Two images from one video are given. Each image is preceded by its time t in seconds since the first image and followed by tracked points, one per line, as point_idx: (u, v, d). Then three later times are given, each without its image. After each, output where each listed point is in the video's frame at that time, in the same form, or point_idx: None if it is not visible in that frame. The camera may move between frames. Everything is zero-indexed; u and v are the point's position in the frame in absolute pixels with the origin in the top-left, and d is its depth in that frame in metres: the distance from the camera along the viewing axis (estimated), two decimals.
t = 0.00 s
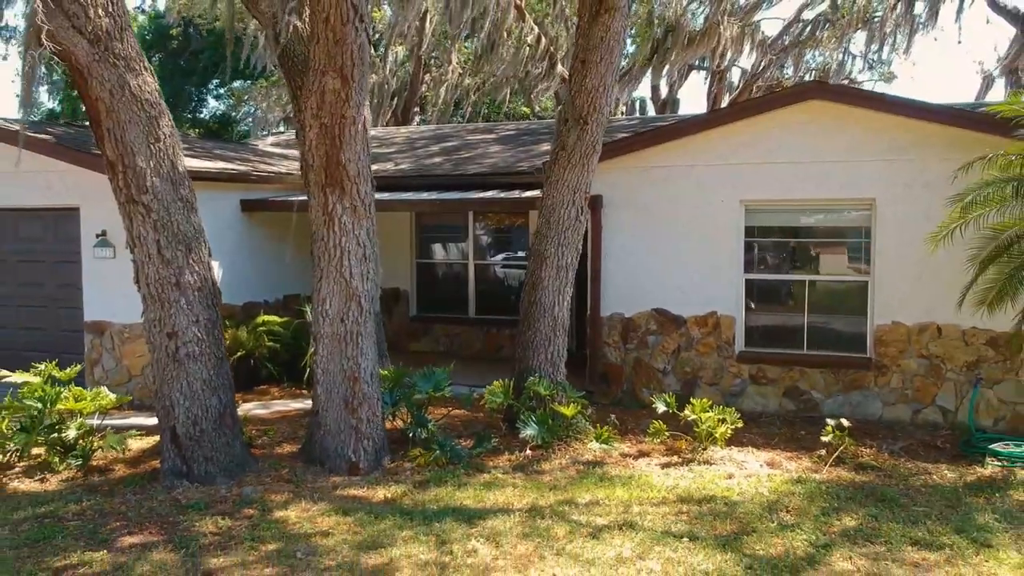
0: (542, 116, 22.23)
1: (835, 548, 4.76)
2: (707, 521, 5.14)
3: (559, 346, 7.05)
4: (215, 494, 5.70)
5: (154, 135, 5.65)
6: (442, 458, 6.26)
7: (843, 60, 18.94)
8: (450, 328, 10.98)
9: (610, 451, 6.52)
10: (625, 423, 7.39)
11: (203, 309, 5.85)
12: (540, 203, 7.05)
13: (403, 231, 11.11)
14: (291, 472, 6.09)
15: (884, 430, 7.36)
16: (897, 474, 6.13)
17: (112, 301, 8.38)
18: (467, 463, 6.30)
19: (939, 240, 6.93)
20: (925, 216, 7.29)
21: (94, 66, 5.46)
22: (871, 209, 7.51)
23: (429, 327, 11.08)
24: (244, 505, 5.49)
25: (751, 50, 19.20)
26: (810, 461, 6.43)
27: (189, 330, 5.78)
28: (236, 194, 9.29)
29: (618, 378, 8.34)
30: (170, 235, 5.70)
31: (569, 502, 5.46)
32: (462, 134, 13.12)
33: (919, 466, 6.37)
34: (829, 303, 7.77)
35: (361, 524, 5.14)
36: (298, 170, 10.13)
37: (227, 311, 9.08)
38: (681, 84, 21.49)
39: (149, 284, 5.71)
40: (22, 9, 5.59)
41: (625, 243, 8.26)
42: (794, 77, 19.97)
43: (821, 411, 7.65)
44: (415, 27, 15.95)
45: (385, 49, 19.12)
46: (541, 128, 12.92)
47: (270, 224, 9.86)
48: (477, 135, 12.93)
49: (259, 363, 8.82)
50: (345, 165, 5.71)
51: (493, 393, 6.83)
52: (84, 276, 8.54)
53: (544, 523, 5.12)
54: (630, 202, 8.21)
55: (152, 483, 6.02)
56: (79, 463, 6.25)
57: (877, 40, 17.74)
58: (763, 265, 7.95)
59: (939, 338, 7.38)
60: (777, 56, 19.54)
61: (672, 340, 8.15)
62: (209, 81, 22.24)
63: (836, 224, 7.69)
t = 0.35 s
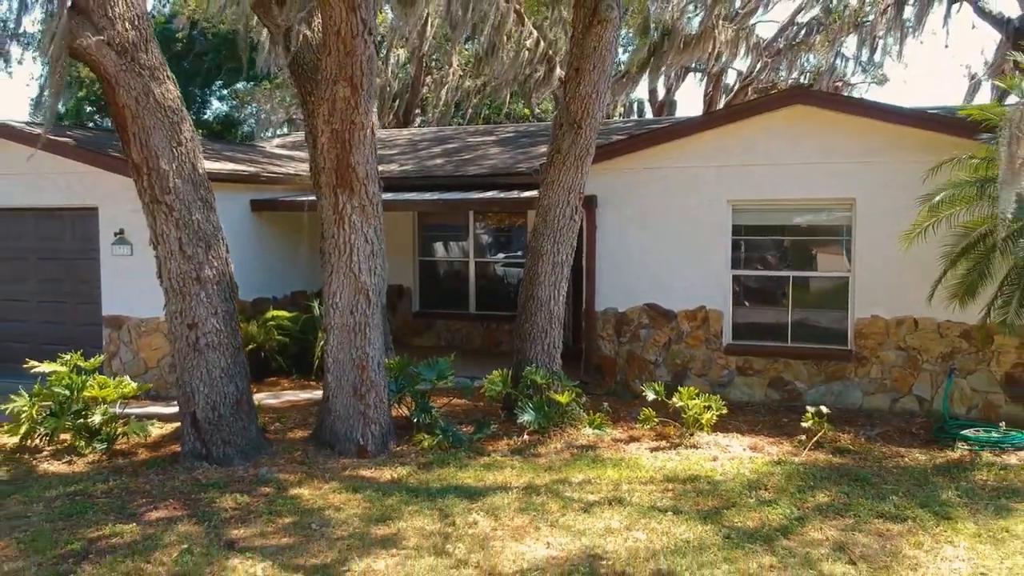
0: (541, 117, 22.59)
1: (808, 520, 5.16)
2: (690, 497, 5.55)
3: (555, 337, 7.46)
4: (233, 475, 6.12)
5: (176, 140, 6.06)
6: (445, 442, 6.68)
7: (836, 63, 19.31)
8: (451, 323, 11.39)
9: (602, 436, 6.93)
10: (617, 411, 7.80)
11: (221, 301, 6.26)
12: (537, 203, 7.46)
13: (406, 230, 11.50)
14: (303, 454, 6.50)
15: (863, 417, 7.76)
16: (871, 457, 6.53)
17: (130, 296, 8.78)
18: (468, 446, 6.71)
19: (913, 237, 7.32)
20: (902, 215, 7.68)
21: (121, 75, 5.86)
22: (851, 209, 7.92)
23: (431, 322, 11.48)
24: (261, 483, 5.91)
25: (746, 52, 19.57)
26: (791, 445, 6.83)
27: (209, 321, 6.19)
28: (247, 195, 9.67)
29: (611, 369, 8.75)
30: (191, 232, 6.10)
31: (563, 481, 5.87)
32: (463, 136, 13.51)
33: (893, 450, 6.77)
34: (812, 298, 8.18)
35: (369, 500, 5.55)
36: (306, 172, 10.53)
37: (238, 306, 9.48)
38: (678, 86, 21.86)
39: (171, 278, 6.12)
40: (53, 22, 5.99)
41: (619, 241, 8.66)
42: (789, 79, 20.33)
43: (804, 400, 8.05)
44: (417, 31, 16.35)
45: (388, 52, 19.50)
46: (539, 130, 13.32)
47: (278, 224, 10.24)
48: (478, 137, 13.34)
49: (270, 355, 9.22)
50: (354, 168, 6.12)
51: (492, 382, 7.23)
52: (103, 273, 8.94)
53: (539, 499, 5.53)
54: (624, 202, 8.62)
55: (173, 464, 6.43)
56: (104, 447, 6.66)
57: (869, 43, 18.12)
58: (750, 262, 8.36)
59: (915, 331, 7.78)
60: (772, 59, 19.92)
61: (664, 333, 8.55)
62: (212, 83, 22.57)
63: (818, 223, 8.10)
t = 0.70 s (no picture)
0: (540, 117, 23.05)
1: (782, 489, 5.63)
2: (674, 470, 6.02)
3: (551, 327, 7.94)
4: (251, 452, 6.59)
5: (199, 141, 6.53)
6: (448, 423, 7.16)
7: (828, 65, 19.77)
8: (453, 316, 11.86)
9: (595, 418, 7.41)
10: (610, 397, 8.27)
11: (240, 291, 6.73)
12: (535, 200, 7.94)
13: (409, 228, 11.98)
14: (315, 434, 6.97)
15: (841, 402, 8.23)
16: (846, 436, 7.00)
17: (148, 289, 9.23)
18: (469, 427, 7.19)
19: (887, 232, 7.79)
20: (879, 211, 8.15)
21: (149, 81, 6.33)
22: (831, 206, 8.39)
23: (433, 315, 11.94)
24: (277, 458, 6.38)
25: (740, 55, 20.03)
26: (771, 426, 7.30)
27: (229, 310, 6.67)
28: (257, 193, 10.12)
29: (605, 358, 9.22)
30: (212, 227, 6.57)
31: (558, 457, 6.34)
32: (464, 137, 13.99)
33: (867, 430, 7.24)
34: (795, 290, 8.65)
35: (379, 473, 6.03)
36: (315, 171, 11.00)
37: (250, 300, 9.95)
38: (674, 87, 22.33)
39: (194, 270, 6.59)
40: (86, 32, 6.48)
41: (612, 237, 9.14)
42: (782, 81, 20.79)
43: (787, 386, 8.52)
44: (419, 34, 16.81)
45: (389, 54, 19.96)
46: (537, 131, 13.80)
47: (287, 221, 10.69)
48: (478, 137, 13.81)
49: (280, 346, 9.69)
50: (364, 167, 6.59)
51: (491, 367, 7.71)
52: (122, 267, 9.40)
53: (535, 472, 6.01)
54: (617, 199, 9.10)
55: (195, 443, 6.90)
56: (129, 428, 7.15)
57: (860, 46, 18.57)
58: (737, 256, 8.82)
59: (891, 321, 8.25)
60: (766, 61, 20.38)
61: (655, 324, 9.02)
62: (216, 84, 23.02)
63: (801, 219, 8.57)
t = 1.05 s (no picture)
0: (539, 118, 23.49)
1: (762, 463, 6.07)
2: (663, 446, 6.47)
3: (549, 317, 8.39)
4: (268, 432, 7.05)
5: (219, 141, 6.98)
6: (451, 406, 7.62)
7: (822, 66, 20.17)
8: (455, 310, 12.30)
9: (590, 402, 7.86)
10: (605, 383, 8.72)
11: (257, 282, 7.19)
12: (533, 196, 8.38)
13: (413, 225, 12.46)
14: (327, 416, 7.42)
15: (824, 389, 8.68)
16: (825, 418, 7.45)
17: (165, 282, 9.67)
18: (472, 410, 7.64)
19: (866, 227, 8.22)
20: (860, 208, 8.59)
21: (172, 85, 6.77)
22: (815, 203, 8.83)
23: (436, 309, 12.38)
24: (292, 437, 6.83)
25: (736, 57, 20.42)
26: (756, 409, 7.75)
27: (246, 299, 7.11)
28: (267, 191, 10.55)
29: (601, 348, 9.66)
30: (231, 222, 7.02)
31: (555, 436, 6.79)
32: (465, 137, 14.43)
33: (846, 413, 7.69)
34: (782, 282, 9.10)
35: (388, 450, 6.48)
36: (323, 169, 11.44)
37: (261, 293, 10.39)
38: (672, 88, 22.75)
39: (214, 261, 7.03)
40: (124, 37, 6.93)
41: (607, 233, 9.59)
42: (777, 82, 21.20)
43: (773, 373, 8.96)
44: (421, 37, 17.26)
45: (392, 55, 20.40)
46: (536, 131, 14.24)
47: (295, 218, 11.13)
48: (479, 137, 14.26)
49: (290, 336, 10.13)
50: (373, 165, 7.04)
51: (492, 354, 8.17)
52: (140, 261, 9.84)
53: (533, 449, 6.47)
54: (611, 197, 9.55)
55: (214, 424, 7.36)
56: (152, 410, 7.60)
57: (853, 48, 18.97)
58: (727, 250, 9.27)
59: (872, 313, 8.69)
60: (761, 63, 20.79)
61: (648, 315, 9.47)
62: (221, 84, 23.47)
63: (788, 215, 9.01)
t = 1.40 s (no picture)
0: (538, 118, 23.99)
1: (741, 436, 6.59)
2: (652, 423, 6.99)
3: (546, 306, 8.90)
4: (284, 410, 7.57)
5: (239, 139, 7.49)
6: (454, 388, 8.13)
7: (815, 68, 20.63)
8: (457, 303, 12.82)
9: (585, 385, 8.38)
10: (599, 369, 9.24)
11: (274, 271, 7.71)
12: (532, 192, 8.90)
13: (416, 221, 12.98)
14: (338, 397, 7.94)
15: (807, 374, 9.19)
16: (805, 399, 7.96)
17: (182, 275, 10.17)
18: (473, 392, 8.16)
19: (845, 221, 8.72)
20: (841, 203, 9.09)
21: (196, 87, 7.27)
22: (798, 199, 9.33)
23: (439, 302, 12.89)
24: (306, 415, 7.34)
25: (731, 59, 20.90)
26: (741, 391, 8.25)
27: (263, 287, 7.63)
28: (278, 188, 11.05)
29: (596, 337, 10.17)
30: (249, 215, 7.53)
31: (551, 414, 7.31)
32: (467, 136, 14.93)
33: (824, 395, 8.19)
34: (768, 274, 9.61)
35: (396, 426, 7.00)
36: (331, 167, 11.93)
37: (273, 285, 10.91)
38: (669, 89, 23.24)
39: (234, 252, 7.54)
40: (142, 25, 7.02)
41: (601, 227, 10.11)
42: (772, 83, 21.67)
43: (758, 360, 9.47)
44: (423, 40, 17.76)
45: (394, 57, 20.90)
46: (535, 131, 14.75)
47: (304, 215, 11.63)
48: (479, 137, 14.76)
49: (300, 327, 10.64)
50: (382, 162, 7.57)
51: (492, 341, 8.73)
52: (158, 255, 10.34)
53: (531, 425, 6.99)
54: (606, 193, 10.07)
55: (232, 405, 7.87)
56: (174, 392, 8.12)
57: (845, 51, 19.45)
58: (717, 244, 9.78)
59: (852, 302, 9.20)
60: (756, 65, 21.28)
61: (640, 305, 9.99)
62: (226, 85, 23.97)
63: (775, 211, 9.50)
